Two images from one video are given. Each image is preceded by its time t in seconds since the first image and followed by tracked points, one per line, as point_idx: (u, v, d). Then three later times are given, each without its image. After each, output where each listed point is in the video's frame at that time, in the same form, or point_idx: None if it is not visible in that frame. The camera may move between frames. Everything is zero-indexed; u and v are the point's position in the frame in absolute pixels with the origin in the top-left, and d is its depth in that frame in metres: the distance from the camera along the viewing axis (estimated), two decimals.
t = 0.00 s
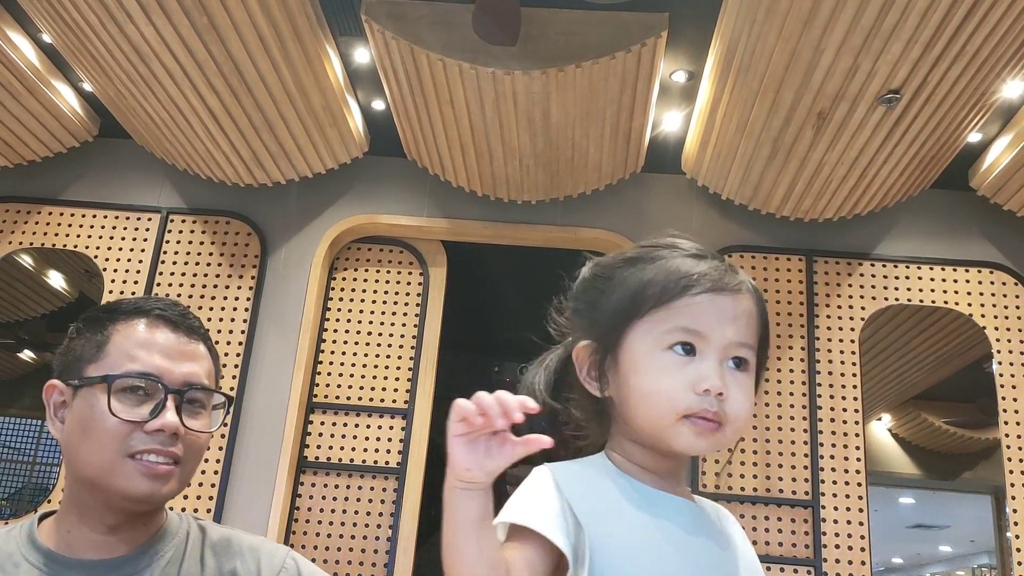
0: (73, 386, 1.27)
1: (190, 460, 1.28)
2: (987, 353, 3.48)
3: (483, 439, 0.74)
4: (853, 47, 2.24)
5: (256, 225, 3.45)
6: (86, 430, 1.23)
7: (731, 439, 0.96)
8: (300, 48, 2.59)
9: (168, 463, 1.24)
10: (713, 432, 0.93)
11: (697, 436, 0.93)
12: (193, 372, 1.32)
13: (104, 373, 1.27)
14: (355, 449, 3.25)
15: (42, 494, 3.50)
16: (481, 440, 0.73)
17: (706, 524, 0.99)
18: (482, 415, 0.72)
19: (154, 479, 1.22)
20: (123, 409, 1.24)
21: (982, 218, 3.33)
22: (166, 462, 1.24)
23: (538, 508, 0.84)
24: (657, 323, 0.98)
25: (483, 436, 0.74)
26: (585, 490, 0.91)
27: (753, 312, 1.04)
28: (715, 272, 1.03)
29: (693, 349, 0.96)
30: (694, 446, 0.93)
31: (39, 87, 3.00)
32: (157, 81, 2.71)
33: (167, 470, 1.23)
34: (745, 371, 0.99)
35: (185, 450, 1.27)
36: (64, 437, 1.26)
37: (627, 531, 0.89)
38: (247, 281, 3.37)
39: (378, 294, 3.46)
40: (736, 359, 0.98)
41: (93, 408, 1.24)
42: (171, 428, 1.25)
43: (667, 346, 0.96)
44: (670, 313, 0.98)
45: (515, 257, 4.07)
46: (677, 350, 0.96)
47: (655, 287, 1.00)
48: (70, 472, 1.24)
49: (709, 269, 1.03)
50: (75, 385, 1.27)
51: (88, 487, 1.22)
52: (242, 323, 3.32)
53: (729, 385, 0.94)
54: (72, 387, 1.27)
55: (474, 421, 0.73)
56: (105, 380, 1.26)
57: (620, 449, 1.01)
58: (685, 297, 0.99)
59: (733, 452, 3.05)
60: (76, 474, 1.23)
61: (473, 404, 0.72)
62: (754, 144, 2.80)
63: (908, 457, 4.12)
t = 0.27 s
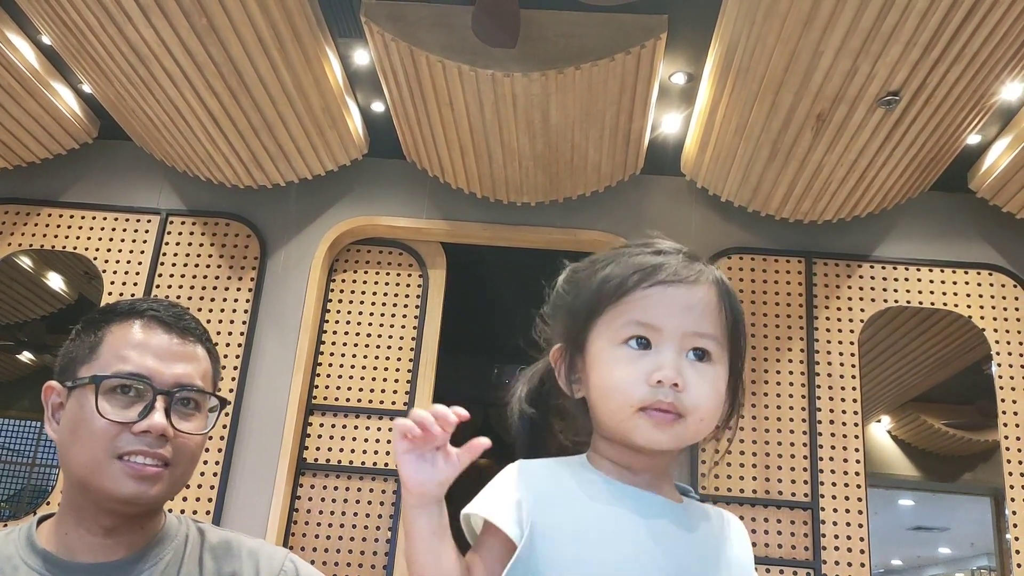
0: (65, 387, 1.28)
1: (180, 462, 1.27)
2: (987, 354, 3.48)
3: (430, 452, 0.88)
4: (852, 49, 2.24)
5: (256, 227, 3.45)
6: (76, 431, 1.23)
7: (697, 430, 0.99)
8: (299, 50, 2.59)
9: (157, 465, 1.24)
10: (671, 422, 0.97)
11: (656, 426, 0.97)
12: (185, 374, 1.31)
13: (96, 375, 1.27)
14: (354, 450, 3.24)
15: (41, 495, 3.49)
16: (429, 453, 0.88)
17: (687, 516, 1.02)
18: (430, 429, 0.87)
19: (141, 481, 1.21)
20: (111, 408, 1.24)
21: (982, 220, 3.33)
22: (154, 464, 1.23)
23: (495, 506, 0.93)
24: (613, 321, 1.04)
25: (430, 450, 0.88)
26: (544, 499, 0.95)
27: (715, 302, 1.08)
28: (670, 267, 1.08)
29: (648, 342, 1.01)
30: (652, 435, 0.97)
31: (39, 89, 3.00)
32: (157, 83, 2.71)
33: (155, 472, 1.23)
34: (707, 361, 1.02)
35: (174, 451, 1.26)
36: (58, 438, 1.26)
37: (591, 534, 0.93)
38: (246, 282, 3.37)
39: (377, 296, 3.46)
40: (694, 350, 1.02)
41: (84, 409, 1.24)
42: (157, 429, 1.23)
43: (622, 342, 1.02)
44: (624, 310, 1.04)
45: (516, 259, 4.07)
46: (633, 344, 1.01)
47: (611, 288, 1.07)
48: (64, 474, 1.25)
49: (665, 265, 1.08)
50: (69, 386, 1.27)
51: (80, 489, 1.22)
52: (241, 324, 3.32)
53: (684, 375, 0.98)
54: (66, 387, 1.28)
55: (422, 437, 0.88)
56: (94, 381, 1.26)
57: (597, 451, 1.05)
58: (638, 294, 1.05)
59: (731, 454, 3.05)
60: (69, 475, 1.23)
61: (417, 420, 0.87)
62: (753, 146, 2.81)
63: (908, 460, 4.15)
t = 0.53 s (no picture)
0: (65, 387, 1.28)
1: (179, 463, 1.27)
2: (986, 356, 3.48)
3: (434, 518, 0.95)
4: (851, 51, 2.24)
5: (256, 228, 3.45)
6: (76, 432, 1.23)
7: (662, 454, 0.94)
8: (299, 52, 2.59)
9: (156, 467, 1.23)
10: (643, 436, 0.94)
11: (626, 432, 0.94)
12: (185, 375, 1.31)
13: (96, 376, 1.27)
14: (354, 453, 3.24)
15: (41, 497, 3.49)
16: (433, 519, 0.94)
17: (675, 524, 0.98)
18: (437, 495, 0.94)
19: (139, 482, 1.21)
20: (111, 409, 1.24)
21: (981, 222, 3.33)
22: (153, 465, 1.23)
23: (480, 531, 0.89)
24: (630, 320, 1.02)
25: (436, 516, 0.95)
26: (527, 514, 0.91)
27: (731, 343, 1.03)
28: (707, 294, 1.04)
29: (653, 351, 0.98)
30: (620, 439, 0.94)
31: (39, 91, 3.00)
32: (157, 86, 2.71)
33: (153, 474, 1.23)
34: (702, 395, 0.97)
35: (173, 453, 1.25)
36: (59, 439, 1.26)
37: (573, 548, 0.89)
38: (246, 284, 3.37)
39: (377, 297, 3.46)
40: (693, 377, 0.98)
41: (84, 409, 1.24)
42: (157, 430, 1.23)
43: (629, 341, 1.00)
44: (644, 314, 1.02)
45: (515, 260, 4.07)
46: (638, 348, 0.99)
47: (643, 293, 1.05)
48: (64, 475, 1.25)
49: (702, 291, 1.05)
50: (69, 386, 1.27)
51: (79, 490, 1.22)
52: (241, 326, 3.32)
53: (673, 396, 0.94)
54: (66, 388, 1.28)
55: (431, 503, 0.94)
56: (94, 382, 1.25)
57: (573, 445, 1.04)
58: (664, 304, 1.03)
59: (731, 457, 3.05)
60: (69, 476, 1.23)
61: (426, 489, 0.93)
62: (753, 148, 2.81)
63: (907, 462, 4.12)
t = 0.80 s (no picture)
0: (65, 390, 1.28)
1: (179, 464, 1.26)
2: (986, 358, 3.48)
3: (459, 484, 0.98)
4: (850, 54, 2.25)
5: (255, 231, 3.45)
6: (75, 433, 1.23)
7: (678, 426, 0.97)
8: (299, 55, 2.59)
9: (155, 467, 1.23)
10: (658, 409, 0.96)
11: (643, 405, 0.96)
12: (184, 376, 1.31)
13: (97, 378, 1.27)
14: (353, 455, 3.24)
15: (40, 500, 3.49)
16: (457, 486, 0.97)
17: (683, 496, 1.00)
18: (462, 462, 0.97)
19: (139, 483, 1.21)
20: (110, 410, 1.24)
21: (981, 225, 3.34)
22: (153, 466, 1.23)
23: (492, 506, 0.92)
24: (641, 298, 1.06)
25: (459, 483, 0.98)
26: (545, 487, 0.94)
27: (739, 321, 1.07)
28: (714, 273, 1.09)
29: (665, 327, 1.02)
30: (636, 412, 0.97)
31: (39, 93, 3.01)
32: (157, 88, 2.71)
33: (152, 474, 1.22)
34: (712, 368, 1.01)
35: (172, 454, 1.25)
36: (58, 442, 1.26)
37: (590, 519, 0.91)
38: (246, 287, 3.37)
39: (377, 300, 3.46)
40: (704, 352, 1.01)
41: (83, 411, 1.24)
42: (156, 430, 1.23)
43: (642, 318, 1.03)
44: (655, 292, 1.06)
45: (514, 262, 4.07)
46: (651, 323, 1.02)
47: (651, 273, 1.09)
48: (63, 478, 1.25)
49: (710, 270, 1.09)
50: (69, 389, 1.27)
51: (78, 493, 1.22)
52: (241, 328, 3.32)
53: (686, 368, 0.97)
54: (66, 391, 1.28)
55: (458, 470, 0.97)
56: (92, 382, 1.26)
57: (586, 425, 1.06)
58: (673, 282, 1.06)
59: (731, 459, 3.05)
60: (68, 478, 1.23)
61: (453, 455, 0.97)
62: (752, 151, 2.81)
63: (905, 462, 4.17)
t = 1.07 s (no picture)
0: (85, 389, 1.27)
1: (206, 463, 1.28)
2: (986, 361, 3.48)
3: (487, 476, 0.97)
4: (849, 57, 2.25)
5: (256, 233, 3.46)
6: (104, 433, 1.22)
7: (690, 421, 0.97)
8: (299, 57, 2.60)
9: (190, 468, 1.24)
10: (669, 404, 0.96)
11: (652, 402, 0.97)
12: (206, 376, 1.33)
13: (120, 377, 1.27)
14: (353, 457, 3.24)
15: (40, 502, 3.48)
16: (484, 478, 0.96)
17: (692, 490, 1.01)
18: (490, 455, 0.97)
19: (176, 484, 1.22)
20: (146, 411, 1.23)
21: (980, 227, 3.34)
22: (187, 466, 1.23)
23: (507, 499, 0.92)
24: (642, 296, 1.06)
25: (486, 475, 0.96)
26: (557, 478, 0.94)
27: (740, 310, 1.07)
28: (712, 264, 1.09)
29: (668, 323, 1.02)
30: (648, 410, 0.97)
31: (40, 95, 3.01)
32: (158, 91, 2.72)
33: (189, 476, 1.23)
34: (718, 361, 1.01)
35: (204, 454, 1.27)
36: (78, 440, 1.25)
37: (603, 509, 0.92)
38: (247, 289, 3.38)
39: (377, 302, 3.46)
40: (709, 345, 1.02)
41: (114, 411, 1.23)
42: (194, 433, 1.24)
43: (644, 315, 1.03)
44: (655, 288, 1.06)
45: (514, 265, 4.07)
46: (654, 321, 1.02)
47: (649, 269, 1.09)
48: (80, 477, 1.23)
49: (707, 262, 1.09)
50: (89, 387, 1.26)
51: (102, 492, 1.21)
52: (241, 330, 3.32)
53: (694, 362, 0.98)
54: (85, 389, 1.27)
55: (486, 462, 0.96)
56: (126, 384, 1.25)
57: (595, 426, 1.06)
58: (672, 277, 1.06)
59: (731, 462, 3.05)
60: (88, 478, 1.22)
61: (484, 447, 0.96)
62: (752, 153, 2.81)
63: (905, 464, 4.18)
